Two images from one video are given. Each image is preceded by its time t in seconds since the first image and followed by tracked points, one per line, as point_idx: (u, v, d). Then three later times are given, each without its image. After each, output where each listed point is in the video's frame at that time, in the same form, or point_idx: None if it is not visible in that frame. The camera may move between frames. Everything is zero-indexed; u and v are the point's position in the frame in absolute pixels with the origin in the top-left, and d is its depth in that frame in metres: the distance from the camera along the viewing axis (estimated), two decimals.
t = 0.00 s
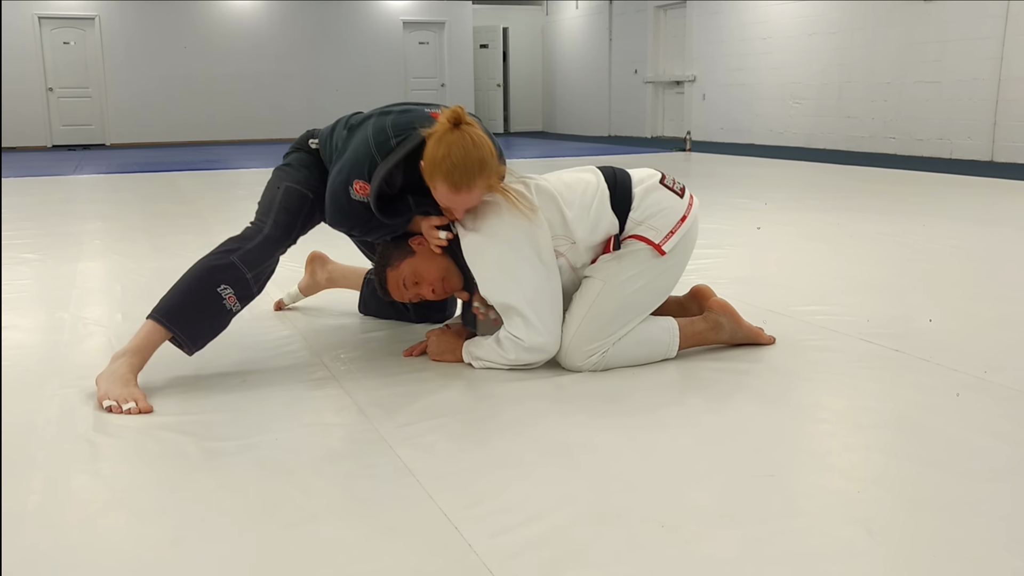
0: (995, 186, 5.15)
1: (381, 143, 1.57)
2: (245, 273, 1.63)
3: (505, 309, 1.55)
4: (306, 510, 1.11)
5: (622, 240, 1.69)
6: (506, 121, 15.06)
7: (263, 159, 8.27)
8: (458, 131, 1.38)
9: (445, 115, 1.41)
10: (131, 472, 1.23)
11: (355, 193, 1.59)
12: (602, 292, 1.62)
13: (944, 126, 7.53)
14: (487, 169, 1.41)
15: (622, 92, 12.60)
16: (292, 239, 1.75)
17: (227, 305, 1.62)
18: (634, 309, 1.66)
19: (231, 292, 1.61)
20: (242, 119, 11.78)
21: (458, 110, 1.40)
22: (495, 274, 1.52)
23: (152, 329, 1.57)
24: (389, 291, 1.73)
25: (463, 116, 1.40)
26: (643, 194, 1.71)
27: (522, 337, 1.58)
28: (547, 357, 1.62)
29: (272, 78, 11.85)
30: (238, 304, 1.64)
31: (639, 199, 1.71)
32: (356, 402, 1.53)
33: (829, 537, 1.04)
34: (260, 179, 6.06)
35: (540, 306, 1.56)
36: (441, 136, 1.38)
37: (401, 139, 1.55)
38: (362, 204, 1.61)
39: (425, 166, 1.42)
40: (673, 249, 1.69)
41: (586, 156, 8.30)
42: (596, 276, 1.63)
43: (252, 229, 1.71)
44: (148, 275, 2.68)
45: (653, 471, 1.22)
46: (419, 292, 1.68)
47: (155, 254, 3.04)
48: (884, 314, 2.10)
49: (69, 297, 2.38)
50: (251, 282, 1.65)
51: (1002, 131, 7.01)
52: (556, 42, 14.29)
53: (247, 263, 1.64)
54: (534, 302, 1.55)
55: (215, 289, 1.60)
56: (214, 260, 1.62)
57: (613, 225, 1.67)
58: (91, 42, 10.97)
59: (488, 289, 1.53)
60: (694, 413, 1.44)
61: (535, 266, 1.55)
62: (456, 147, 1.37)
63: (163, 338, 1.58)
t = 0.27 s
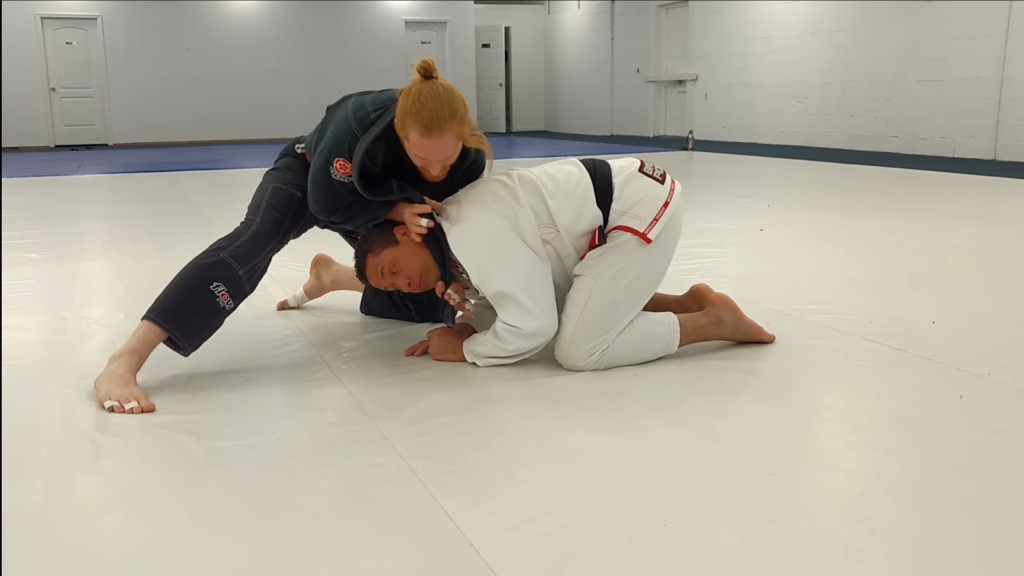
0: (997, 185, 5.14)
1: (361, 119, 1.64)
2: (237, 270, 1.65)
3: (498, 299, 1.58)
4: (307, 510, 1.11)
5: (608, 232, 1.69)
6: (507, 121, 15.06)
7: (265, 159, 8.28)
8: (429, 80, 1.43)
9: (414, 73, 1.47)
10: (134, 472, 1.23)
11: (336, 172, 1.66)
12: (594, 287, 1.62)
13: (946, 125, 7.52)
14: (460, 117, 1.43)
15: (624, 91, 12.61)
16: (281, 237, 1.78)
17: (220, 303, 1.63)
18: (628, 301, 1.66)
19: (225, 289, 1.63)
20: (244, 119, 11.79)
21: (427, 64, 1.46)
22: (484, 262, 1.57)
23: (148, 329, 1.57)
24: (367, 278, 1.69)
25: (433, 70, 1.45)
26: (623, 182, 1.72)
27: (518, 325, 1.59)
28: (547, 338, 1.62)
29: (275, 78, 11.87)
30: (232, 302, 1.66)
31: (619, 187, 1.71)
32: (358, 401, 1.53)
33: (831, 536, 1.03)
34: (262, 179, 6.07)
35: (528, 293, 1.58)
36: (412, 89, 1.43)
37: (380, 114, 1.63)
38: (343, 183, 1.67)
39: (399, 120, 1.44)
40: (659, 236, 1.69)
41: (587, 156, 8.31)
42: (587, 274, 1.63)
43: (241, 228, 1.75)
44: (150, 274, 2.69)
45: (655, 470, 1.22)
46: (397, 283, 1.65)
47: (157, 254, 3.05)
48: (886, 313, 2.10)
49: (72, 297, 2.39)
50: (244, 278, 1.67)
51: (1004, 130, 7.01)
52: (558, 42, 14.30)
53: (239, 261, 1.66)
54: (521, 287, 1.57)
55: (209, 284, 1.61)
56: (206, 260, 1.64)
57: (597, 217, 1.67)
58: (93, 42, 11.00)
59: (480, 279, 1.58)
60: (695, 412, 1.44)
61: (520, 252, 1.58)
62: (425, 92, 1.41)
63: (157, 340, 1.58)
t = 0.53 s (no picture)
0: (997, 185, 5.14)
1: (347, 99, 1.65)
2: (231, 264, 1.66)
3: (491, 296, 1.58)
4: (306, 509, 1.11)
5: (601, 230, 1.68)
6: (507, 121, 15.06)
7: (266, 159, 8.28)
8: (420, 60, 1.43)
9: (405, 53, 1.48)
10: (133, 472, 1.23)
11: (320, 154, 1.66)
12: (589, 287, 1.61)
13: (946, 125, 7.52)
14: (449, 97, 1.43)
15: (623, 92, 12.61)
16: (274, 231, 1.79)
17: (216, 298, 1.63)
18: (623, 300, 1.66)
19: (220, 284, 1.63)
20: (244, 119, 11.79)
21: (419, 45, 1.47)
22: (477, 259, 1.57)
23: (143, 328, 1.56)
24: (352, 272, 1.69)
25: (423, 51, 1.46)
26: (614, 180, 1.71)
27: (512, 324, 1.59)
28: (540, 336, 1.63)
29: (275, 78, 11.86)
30: (228, 297, 1.66)
31: (611, 184, 1.71)
32: (357, 402, 1.52)
33: (829, 536, 1.03)
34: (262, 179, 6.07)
35: (521, 291, 1.58)
36: (402, 66, 1.44)
37: (367, 95, 1.64)
38: (327, 166, 1.67)
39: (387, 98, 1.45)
40: (652, 233, 1.68)
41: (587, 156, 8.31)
42: (582, 275, 1.63)
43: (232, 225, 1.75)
44: (150, 274, 2.69)
45: (655, 471, 1.22)
46: (385, 281, 1.67)
47: (157, 254, 3.05)
48: (885, 314, 2.10)
49: (71, 297, 2.38)
50: (238, 271, 1.67)
51: (1005, 130, 7.01)
52: (558, 42, 14.30)
53: (232, 254, 1.67)
54: (514, 284, 1.57)
55: (204, 280, 1.62)
56: (198, 257, 1.65)
57: (589, 215, 1.67)
58: (93, 43, 11.00)
59: (472, 277, 1.58)
60: (694, 412, 1.44)
61: (513, 250, 1.58)
62: (415, 68, 1.41)
63: (153, 341, 1.58)
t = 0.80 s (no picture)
0: (996, 185, 5.14)
1: (338, 108, 1.66)
2: (229, 266, 1.65)
3: (491, 297, 1.58)
4: (305, 510, 1.11)
5: (602, 232, 1.69)
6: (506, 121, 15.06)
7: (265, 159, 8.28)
8: (402, 63, 1.42)
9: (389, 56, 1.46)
10: (132, 473, 1.23)
11: (320, 163, 1.67)
12: (589, 288, 1.61)
13: (945, 125, 7.52)
14: (433, 101, 1.42)
15: (622, 91, 12.61)
16: (276, 233, 1.77)
17: (215, 300, 1.63)
18: (623, 300, 1.66)
19: (218, 286, 1.63)
20: (243, 119, 11.78)
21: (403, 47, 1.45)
22: (477, 260, 1.57)
23: (142, 329, 1.57)
24: (355, 273, 1.70)
25: (407, 52, 1.44)
26: (617, 182, 1.72)
27: (513, 324, 1.59)
28: (540, 337, 1.62)
29: (273, 78, 11.85)
30: (227, 299, 1.65)
31: (614, 187, 1.71)
32: (356, 402, 1.52)
33: (828, 535, 1.03)
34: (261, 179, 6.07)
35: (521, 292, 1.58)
36: (384, 71, 1.42)
37: (357, 101, 1.64)
38: (328, 174, 1.68)
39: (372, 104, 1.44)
40: (653, 236, 1.69)
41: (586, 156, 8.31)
42: (581, 275, 1.63)
43: (233, 226, 1.74)
44: (148, 275, 2.69)
45: (653, 471, 1.22)
46: (387, 282, 1.68)
47: (155, 254, 3.04)
48: (884, 314, 2.10)
49: (70, 297, 2.38)
50: (237, 273, 1.66)
51: (1004, 130, 7.01)
52: (557, 42, 14.30)
53: (231, 256, 1.66)
54: (514, 285, 1.57)
55: (202, 283, 1.61)
56: (198, 258, 1.64)
57: (591, 217, 1.67)
58: (91, 43, 10.99)
59: (472, 278, 1.57)
60: (693, 413, 1.44)
61: (514, 251, 1.59)
62: (396, 74, 1.40)
63: (152, 341, 1.58)
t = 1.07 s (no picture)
0: (999, 182, 5.13)
1: (347, 118, 1.63)
2: (234, 268, 1.65)
3: (502, 299, 1.58)
4: (307, 509, 1.11)
5: (612, 233, 1.68)
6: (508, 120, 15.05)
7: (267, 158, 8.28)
8: (408, 74, 1.41)
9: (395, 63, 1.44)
10: (134, 472, 1.22)
11: (335, 173, 1.67)
12: (597, 289, 1.61)
13: (948, 122, 7.50)
14: (440, 111, 1.41)
15: (624, 90, 12.60)
16: (280, 235, 1.76)
17: (218, 301, 1.63)
18: (629, 301, 1.65)
19: (222, 288, 1.63)
20: (245, 118, 11.80)
21: (408, 54, 1.43)
22: (487, 263, 1.57)
23: (146, 329, 1.57)
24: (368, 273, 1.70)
25: (413, 61, 1.43)
26: (629, 184, 1.71)
27: (524, 324, 1.58)
28: (549, 338, 1.62)
29: (275, 77, 11.86)
30: (230, 300, 1.65)
31: (625, 190, 1.70)
32: (359, 401, 1.52)
33: (831, 534, 1.03)
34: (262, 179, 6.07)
35: (531, 294, 1.57)
36: (390, 82, 1.41)
37: (365, 111, 1.61)
38: (343, 182, 1.68)
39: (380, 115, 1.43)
40: (663, 239, 1.68)
41: (588, 155, 8.29)
42: (589, 274, 1.63)
43: (237, 227, 1.73)
44: (151, 275, 2.69)
45: (656, 469, 1.22)
46: (399, 284, 1.68)
47: (157, 254, 3.04)
48: (886, 312, 2.09)
49: (73, 297, 2.39)
50: (241, 276, 1.66)
51: (1007, 127, 7.00)
52: (558, 41, 14.29)
53: (236, 259, 1.66)
54: (524, 288, 1.57)
55: (206, 286, 1.61)
56: (203, 258, 1.64)
57: (601, 218, 1.67)
58: (94, 43, 11.00)
59: (483, 280, 1.57)
60: (696, 411, 1.44)
61: (525, 254, 1.58)
62: (402, 86, 1.39)
63: (155, 342, 1.58)
